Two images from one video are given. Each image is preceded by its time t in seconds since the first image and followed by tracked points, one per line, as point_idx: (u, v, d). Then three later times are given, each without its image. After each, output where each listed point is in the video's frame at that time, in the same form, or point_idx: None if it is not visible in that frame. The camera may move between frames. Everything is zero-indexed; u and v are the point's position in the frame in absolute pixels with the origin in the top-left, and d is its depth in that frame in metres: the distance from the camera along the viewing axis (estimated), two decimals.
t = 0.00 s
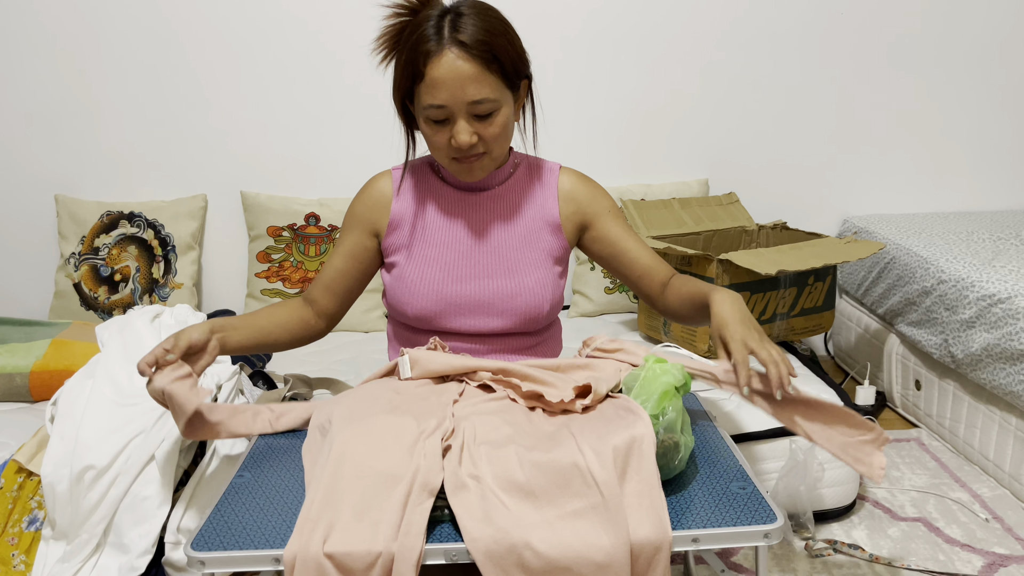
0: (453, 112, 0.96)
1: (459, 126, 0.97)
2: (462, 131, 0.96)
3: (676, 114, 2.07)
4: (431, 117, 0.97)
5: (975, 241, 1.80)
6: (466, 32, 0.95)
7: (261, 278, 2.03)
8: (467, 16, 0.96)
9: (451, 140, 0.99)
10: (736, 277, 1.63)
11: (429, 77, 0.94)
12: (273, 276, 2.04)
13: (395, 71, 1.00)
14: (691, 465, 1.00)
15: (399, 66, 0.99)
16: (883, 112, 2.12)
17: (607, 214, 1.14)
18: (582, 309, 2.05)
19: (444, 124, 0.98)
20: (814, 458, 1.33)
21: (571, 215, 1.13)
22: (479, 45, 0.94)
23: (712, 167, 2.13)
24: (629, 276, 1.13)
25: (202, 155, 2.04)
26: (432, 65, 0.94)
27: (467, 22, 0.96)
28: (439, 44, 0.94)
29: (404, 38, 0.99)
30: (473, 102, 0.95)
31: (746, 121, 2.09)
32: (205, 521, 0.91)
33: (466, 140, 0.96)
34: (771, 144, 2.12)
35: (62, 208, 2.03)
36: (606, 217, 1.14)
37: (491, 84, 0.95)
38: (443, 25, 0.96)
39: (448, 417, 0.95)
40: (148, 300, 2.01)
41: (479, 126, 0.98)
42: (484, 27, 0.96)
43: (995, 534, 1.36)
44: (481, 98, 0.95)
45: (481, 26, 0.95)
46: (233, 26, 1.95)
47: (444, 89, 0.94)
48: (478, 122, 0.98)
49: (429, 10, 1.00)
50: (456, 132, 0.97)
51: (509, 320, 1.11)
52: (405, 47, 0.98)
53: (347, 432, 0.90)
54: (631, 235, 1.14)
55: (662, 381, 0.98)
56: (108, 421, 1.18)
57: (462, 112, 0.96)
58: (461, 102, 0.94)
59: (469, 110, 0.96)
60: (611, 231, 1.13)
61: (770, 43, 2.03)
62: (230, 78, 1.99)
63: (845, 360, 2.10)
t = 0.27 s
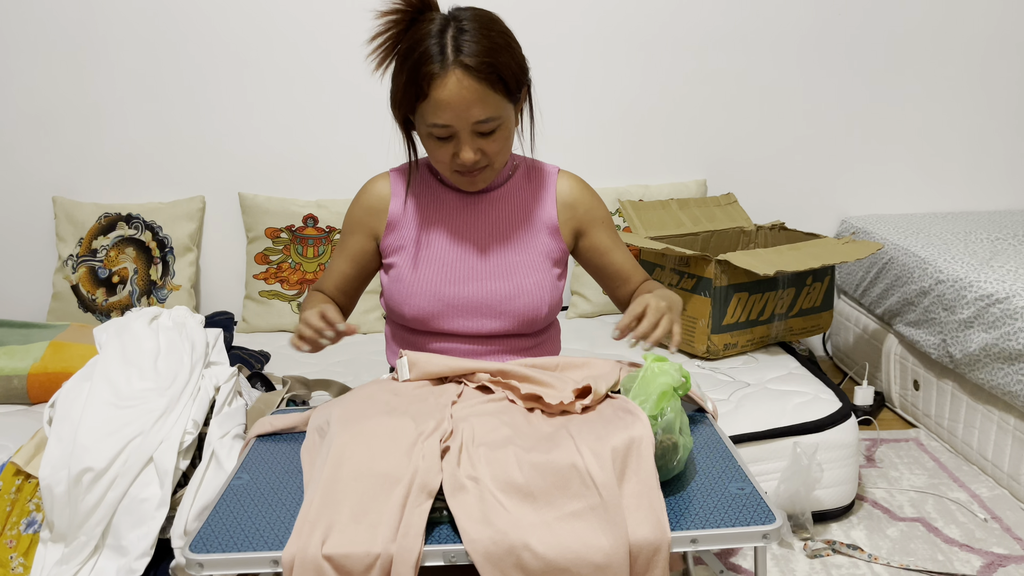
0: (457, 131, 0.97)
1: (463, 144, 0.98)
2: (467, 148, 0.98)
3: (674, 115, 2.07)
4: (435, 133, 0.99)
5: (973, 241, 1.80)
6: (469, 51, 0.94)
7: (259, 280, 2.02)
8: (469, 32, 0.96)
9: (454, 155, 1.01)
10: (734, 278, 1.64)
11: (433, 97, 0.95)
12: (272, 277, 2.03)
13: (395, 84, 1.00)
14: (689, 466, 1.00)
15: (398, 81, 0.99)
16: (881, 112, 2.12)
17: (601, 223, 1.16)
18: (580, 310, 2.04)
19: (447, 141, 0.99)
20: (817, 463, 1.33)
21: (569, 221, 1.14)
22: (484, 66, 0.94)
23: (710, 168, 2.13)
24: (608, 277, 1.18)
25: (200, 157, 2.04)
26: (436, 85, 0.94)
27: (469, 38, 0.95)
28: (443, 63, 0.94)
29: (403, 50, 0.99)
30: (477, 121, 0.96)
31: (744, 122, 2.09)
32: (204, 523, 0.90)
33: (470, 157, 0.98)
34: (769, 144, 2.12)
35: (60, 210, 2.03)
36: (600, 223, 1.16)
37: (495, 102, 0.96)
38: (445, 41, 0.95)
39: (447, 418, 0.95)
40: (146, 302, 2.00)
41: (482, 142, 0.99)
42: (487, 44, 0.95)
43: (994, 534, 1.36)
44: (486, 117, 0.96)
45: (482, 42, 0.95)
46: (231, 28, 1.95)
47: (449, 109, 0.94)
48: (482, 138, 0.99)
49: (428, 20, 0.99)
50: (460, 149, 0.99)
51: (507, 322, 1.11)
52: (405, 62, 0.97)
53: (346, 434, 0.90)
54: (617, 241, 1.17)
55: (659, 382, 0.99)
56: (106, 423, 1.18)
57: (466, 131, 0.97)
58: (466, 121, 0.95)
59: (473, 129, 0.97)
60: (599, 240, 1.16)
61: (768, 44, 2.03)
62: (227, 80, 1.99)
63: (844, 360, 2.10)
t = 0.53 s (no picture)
0: (464, 143, 0.97)
1: (470, 155, 0.98)
2: (474, 160, 0.98)
3: (673, 116, 2.07)
4: (442, 145, 0.98)
5: (972, 243, 1.80)
6: (475, 61, 0.94)
7: (258, 281, 2.02)
8: (472, 42, 0.96)
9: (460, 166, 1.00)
10: (733, 280, 1.63)
11: (441, 111, 0.94)
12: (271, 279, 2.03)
13: (399, 96, 0.99)
14: (689, 467, 1.00)
15: (403, 93, 0.98)
16: (880, 113, 2.12)
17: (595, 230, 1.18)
18: (580, 311, 2.04)
19: (453, 152, 0.99)
20: (812, 460, 1.32)
21: (567, 226, 1.15)
22: (488, 79, 0.94)
23: (710, 169, 2.13)
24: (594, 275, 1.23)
25: (199, 158, 2.04)
26: (443, 100, 0.93)
27: (471, 48, 0.95)
28: (450, 76, 0.93)
29: (406, 61, 0.98)
30: (484, 132, 0.96)
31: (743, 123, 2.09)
32: (202, 525, 0.90)
33: (477, 169, 0.99)
34: (768, 146, 2.12)
35: (59, 211, 2.02)
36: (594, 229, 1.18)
37: (501, 115, 0.96)
38: (448, 52, 0.95)
39: (446, 419, 0.95)
40: (145, 303, 1.99)
41: (488, 152, 0.99)
42: (491, 54, 0.96)
43: (994, 535, 1.36)
44: (493, 129, 0.96)
45: (486, 52, 0.95)
46: (230, 29, 1.95)
47: (457, 122, 0.94)
48: (488, 148, 0.99)
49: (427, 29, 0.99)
50: (467, 160, 0.99)
51: (508, 324, 1.11)
52: (411, 74, 0.97)
53: (344, 435, 0.90)
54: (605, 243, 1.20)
55: (658, 383, 0.97)
56: (105, 424, 1.17)
57: (474, 142, 0.97)
58: (474, 133, 0.95)
59: (480, 140, 0.97)
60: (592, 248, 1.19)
61: (767, 46, 2.03)
62: (226, 81, 1.99)
63: (844, 362, 2.10)
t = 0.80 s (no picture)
0: (505, 134, 0.97)
1: (509, 146, 0.98)
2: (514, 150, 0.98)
3: (674, 120, 2.07)
4: (482, 142, 0.97)
5: (972, 247, 1.80)
6: (497, 51, 0.96)
7: (258, 284, 2.02)
8: (485, 35, 0.97)
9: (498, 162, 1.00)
10: (733, 283, 1.63)
11: (485, 103, 0.94)
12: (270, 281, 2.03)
13: (425, 102, 0.99)
14: (687, 472, 1.00)
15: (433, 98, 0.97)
16: (881, 117, 2.12)
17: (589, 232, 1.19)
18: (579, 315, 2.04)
19: (493, 148, 0.98)
20: (812, 464, 1.32)
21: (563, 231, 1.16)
22: (519, 63, 0.96)
23: (710, 173, 2.13)
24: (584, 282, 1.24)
25: (200, 160, 2.04)
26: (485, 92, 0.94)
27: (487, 40, 0.97)
28: (483, 68, 0.94)
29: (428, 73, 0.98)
30: (521, 120, 0.97)
31: (744, 126, 2.09)
32: (200, 529, 0.90)
33: (519, 159, 0.98)
34: (769, 150, 2.12)
35: (60, 214, 2.03)
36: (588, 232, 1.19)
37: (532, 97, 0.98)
38: (470, 46, 0.96)
39: (444, 424, 0.94)
40: (145, 306, 1.99)
41: (524, 139, 1.00)
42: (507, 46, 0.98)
43: (994, 541, 1.35)
44: (527, 116, 0.98)
45: (505, 44, 0.97)
46: (231, 32, 1.95)
47: (502, 112, 0.95)
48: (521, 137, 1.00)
49: (433, 39, 1.00)
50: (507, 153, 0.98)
51: (507, 328, 1.11)
52: (438, 76, 0.97)
53: (342, 440, 0.90)
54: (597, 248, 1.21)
55: (658, 388, 0.97)
56: (103, 427, 1.17)
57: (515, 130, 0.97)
58: (516, 122, 0.96)
59: (518, 129, 0.98)
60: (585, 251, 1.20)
61: (767, 50, 2.03)
62: (227, 84, 1.99)
63: (844, 366, 2.09)
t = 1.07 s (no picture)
0: (515, 142, 0.98)
1: (518, 153, 0.99)
2: (522, 157, 0.99)
3: (676, 127, 2.08)
4: (492, 148, 0.98)
5: (974, 255, 1.80)
6: (507, 57, 0.97)
7: (261, 289, 2.03)
8: (494, 41, 0.98)
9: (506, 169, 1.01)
10: (735, 291, 1.63)
11: (497, 111, 0.95)
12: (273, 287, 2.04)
13: (433, 107, 0.99)
14: (689, 480, 1.00)
15: (445, 103, 0.98)
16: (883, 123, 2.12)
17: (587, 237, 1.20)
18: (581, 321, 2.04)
19: (502, 155, 0.99)
20: (813, 472, 1.31)
21: (565, 238, 1.18)
22: (529, 72, 0.97)
23: (712, 179, 2.13)
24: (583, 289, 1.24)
25: (203, 166, 2.05)
26: (498, 101, 0.95)
27: (496, 45, 0.98)
28: (496, 75, 0.95)
29: (440, 79, 0.98)
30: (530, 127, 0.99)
31: (746, 133, 2.09)
32: (202, 535, 0.90)
33: (527, 166, 1.00)
34: (771, 156, 2.12)
35: (64, 219, 2.03)
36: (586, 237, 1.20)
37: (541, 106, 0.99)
38: (480, 52, 0.96)
39: (446, 432, 0.95)
40: (148, 311, 2.00)
41: (531, 147, 1.01)
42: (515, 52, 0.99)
43: (996, 550, 1.35)
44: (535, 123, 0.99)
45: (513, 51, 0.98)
46: (235, 38, 1.96)
47: (514, 120, 0.96)
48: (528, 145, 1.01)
49: (441, 45, 1.00)
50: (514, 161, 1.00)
51: (508, 336, 1.11)
52: (447, 82, 0.97)
53: (345, 447, 0.90)
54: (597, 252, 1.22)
55: (659, 396, 0.97)
56: (107, 433, 1.18)
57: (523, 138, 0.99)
58: (526, 130, 0.97)
59: (526, 136, 0.99)
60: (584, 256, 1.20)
61: (770, 57, 2.04)
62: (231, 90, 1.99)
63: (845, 373, 2.09)
